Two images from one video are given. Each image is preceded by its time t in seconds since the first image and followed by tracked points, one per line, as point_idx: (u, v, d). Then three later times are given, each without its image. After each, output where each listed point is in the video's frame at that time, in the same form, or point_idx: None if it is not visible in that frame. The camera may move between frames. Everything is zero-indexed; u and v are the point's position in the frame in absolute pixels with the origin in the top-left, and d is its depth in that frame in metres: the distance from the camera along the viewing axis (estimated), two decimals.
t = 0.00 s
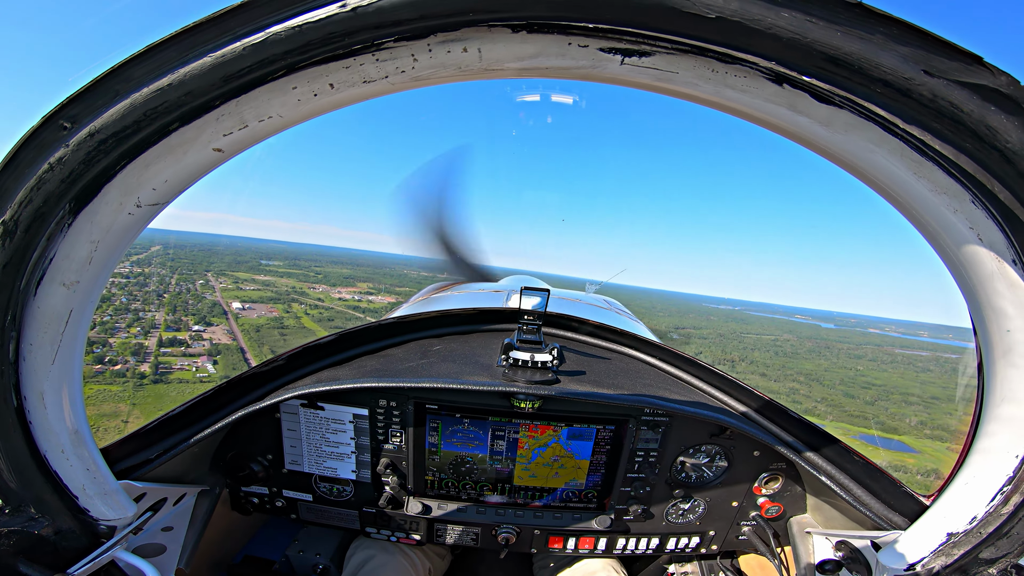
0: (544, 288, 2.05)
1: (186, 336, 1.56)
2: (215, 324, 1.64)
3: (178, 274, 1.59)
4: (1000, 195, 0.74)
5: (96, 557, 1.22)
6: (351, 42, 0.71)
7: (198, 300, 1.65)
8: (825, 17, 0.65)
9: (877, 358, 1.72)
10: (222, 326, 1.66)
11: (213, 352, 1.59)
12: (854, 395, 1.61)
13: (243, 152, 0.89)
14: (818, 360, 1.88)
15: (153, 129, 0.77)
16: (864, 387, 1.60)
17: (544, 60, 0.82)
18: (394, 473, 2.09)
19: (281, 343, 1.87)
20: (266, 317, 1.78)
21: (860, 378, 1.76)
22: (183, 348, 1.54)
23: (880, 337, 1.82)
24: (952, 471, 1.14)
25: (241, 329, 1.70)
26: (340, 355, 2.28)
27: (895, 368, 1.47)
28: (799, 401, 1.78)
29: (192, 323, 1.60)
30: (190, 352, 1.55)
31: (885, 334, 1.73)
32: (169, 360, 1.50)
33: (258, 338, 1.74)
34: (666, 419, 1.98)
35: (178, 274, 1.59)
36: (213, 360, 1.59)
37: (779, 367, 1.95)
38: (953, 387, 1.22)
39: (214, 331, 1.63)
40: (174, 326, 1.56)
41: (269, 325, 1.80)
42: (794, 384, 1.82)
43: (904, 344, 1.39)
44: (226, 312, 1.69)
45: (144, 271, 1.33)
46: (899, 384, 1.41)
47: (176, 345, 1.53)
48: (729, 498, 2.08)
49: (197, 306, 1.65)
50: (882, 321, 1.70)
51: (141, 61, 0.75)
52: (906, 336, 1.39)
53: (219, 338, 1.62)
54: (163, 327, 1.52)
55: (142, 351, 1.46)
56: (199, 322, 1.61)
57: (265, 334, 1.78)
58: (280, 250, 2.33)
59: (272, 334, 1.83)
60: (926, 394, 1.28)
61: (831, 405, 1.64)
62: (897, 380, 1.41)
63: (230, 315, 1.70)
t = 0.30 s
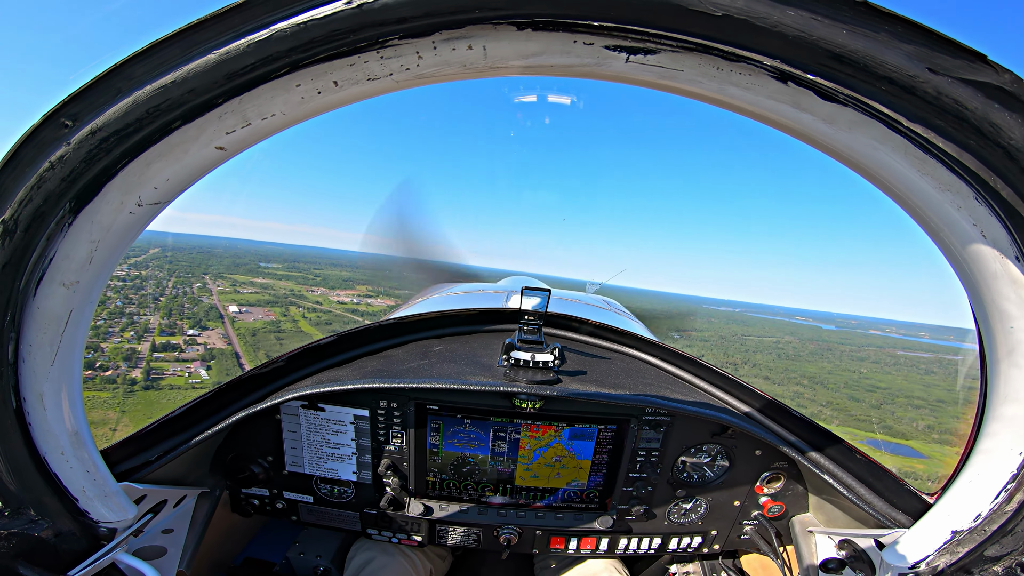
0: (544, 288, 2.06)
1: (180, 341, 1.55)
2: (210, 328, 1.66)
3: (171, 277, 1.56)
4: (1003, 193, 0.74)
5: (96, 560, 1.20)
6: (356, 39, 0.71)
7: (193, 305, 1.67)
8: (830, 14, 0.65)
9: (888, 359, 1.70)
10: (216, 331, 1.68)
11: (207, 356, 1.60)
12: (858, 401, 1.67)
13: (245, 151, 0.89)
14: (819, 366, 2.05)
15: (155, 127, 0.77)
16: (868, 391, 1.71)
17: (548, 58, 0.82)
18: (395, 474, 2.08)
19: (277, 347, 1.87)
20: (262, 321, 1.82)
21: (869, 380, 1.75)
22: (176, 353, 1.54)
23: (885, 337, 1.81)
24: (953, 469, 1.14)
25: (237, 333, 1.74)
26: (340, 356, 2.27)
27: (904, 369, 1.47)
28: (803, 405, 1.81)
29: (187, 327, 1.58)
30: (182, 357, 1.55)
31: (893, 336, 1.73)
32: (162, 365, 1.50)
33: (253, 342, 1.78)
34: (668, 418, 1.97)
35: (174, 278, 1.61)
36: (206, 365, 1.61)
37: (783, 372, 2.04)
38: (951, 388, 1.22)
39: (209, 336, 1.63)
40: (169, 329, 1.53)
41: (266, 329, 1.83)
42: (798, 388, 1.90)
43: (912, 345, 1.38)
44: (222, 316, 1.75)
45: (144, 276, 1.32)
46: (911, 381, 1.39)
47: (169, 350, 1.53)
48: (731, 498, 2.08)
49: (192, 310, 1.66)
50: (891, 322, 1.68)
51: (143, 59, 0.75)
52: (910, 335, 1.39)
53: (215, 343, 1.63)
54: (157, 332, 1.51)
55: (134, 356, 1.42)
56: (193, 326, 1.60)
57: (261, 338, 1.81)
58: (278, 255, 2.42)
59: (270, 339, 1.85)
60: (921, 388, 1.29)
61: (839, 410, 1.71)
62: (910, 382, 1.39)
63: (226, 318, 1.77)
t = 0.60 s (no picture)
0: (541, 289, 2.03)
1: (174, 345, 1.53)
2: (207, 332, 1.65)
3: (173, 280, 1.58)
4: (994, 198, 0.75)
5: (91, 559, 1.20)
6: (352, 44, 0.72)
7: (191, 308, 1.62)
8: (821, 21, 0.66)
9: (886, 362, 1.69)
10: (213, 335, 1.67)
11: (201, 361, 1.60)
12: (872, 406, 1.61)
13: (243, 154, 0.89)
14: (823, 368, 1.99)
15: (153, 130, 0.77)
16: (874, 395, 1.67)
17: (544, 63, 0.83)
18: (392, 476, 2.08)
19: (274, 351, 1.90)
20: (260, 325, 1.83)
21: (873, 385, 1.73)
22: (171, 358, 1.50)
23: (885, 339, 1.80)
24: (946, 473, 1.15)
25: (234, 337, 1.75)
26: (337, 357, 2.27)
27: (896, 374, 1.48)
28: (810, 410, 1.80)
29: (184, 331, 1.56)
30: (176, 362, 1.51)
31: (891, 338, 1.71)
32: (156, 370, 1.47)
33: (249, 346, 1.80)
34: (664, 421, 1.98)
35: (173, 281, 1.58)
36: (200, 370, 1.60)
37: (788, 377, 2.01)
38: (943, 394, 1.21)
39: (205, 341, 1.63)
40: (165, 334, 1.49)
41: (263, 332, 1.85)
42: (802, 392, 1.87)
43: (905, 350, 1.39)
44: (219, 319, 1.73)
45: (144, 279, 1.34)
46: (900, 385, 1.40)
47: (163, 354, 1.50)
48: (726, 500, 2.08)
49: (190, 313, 1.62)
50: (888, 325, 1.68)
51: (141, 62, 0.75)
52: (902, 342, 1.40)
53: (211, 347, 1.63)
54: (152, 336, 1.47)
55: (127, 361, 1.39)
56: (191, 330, 1.59)
57: (258, 343, 1.84)
58: (283, 257, 2.40)
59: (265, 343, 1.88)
60: (908, 391, 1.31)
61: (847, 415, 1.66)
62: (898, 386, 1.41)
63: (224, 321, 1.76)
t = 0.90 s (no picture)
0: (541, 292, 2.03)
1: (170, 350, 1.55)
2: (203, 336, 1.68)
3: (173, 284, 1.62)
4: (994, 198, 0.75)
5: (89, 561, 1.20)
6: (349, 45, 0.72)
7: (189, 311, 1.69)
8: (818, 20, 0.65)
9: (888, 363, 1.68)
10: (209, 340, 1.70)
11: (194, 367, 1.61)
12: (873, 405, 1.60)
13: (240, 156, 0.89)
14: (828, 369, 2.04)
15: (150, 132, 0.77)
16: (882, 396, 1.62)
17: (541, 65, 0.83)
18: (391, 477, 2.08)
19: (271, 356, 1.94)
20: (258, 329, 1.83)
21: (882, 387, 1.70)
22: (166, 363, 1.52)
23: (887, 339, 1.79)
24: (946, 473, 1.14)
25: (232, 342, 1.77)
26: (336, 359, 2.27)
27: (896, 374, 1.47)
28: (817, 413, 1.79)
29: (180, 335, 1.59)
30: (171, 368, 1.53)
31: (893, 338, 1.69)
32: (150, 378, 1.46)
33: (246, 351, 1.81)
34: (664, 422, 1.97)
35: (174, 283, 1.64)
36: (194, 377, 1.60)
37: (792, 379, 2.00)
38: (945, 395, 1.20)
39: (202, 344, 1.65)
40: (160, 339, 1.52)
41: (261, 336, 1.86)
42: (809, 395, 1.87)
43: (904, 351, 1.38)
44: (219, 324, 1.79)
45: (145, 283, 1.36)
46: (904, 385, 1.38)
47: (158, 360, 1.50)
48: (726, 501, 2.08)
49: (187, 317, 1.67)
50: (888, 324, 1.67)
51: (138, 64, 0.75)
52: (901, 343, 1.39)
53: (207, 352, 1.66)
54: (148, 341, 1.48)
55: (122, 368, 1.36)
56: (187, 334, 1.62)
57: (255, 347, 1.86)
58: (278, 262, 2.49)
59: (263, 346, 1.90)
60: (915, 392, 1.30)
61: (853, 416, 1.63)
62: (899, 385, 1.40)
63: (222, 326, 1.80)
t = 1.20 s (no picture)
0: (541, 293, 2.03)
1: (165, 355, 1.53)
2: (200, 340, 1.67)
3: (173, 288, 1.64)
4: (992, 199, 0.75)
5: (90, 561, 1.20)
6: (348, 47, 0.72)
7: (186, 315, 1.67)
8: (815, 21, 0.66)
9: (893, 363, 1.67)
10: (206, 344, 1.69)
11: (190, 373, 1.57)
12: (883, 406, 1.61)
13: (240, 157, 0.90)
14: (833, 370, 2.09)
15: (150, 134, 0.78)
16: (887, 398, 1.62)
17: (539, 66, 0.83)
18: (392, 478, 2.08)
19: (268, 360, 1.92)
20: (256, 333, 1.91)
21: (887, 388, 1.68)
22: (160, 368, 1.50)
23: (892, 339, 1.77)
24: (946, 473, 1.14)
25: (228, 346, 1.77)
26: (336, 360, 2.27)
27: (903, 375, 1.45)
28: (823, 416, 1.80)
29: (176, 340, 1.57)
30: (165, 373, 1.51)
31: (896, 338, 1.68)
32: (143, 383, 1.45)
33: (243, 355, 1.81)
34: (664, 423, 1.97)
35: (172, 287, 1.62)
36: (189, 382, 1.57)
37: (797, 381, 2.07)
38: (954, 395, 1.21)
39: (198, 349, 1.64)
40: (155, 343, 1.50)
41: (259, 340, 1.91)
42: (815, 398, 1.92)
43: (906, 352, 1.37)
44: (216, 327, 1.79)
45: (148, 285, 1.37)
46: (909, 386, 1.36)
47: (153, 365, 1.49)
48: (726, 503, 2.08)
49: (185, 321, 1.66)
50: (890, 323, 1.66)
51: (139, 66, 0.76)
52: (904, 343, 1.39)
53: (203, 357, 1.64)
54: (145, 346, 1.46)
55: (115, 373, 1.34)
56: (183, 338, 1.60)
57: (253, 351, 1.86)
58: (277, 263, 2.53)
59: (261, 351, 1.92)
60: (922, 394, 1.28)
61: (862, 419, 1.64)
62: (906, 386, 1.38)
63: (220, 329, 1.82)
